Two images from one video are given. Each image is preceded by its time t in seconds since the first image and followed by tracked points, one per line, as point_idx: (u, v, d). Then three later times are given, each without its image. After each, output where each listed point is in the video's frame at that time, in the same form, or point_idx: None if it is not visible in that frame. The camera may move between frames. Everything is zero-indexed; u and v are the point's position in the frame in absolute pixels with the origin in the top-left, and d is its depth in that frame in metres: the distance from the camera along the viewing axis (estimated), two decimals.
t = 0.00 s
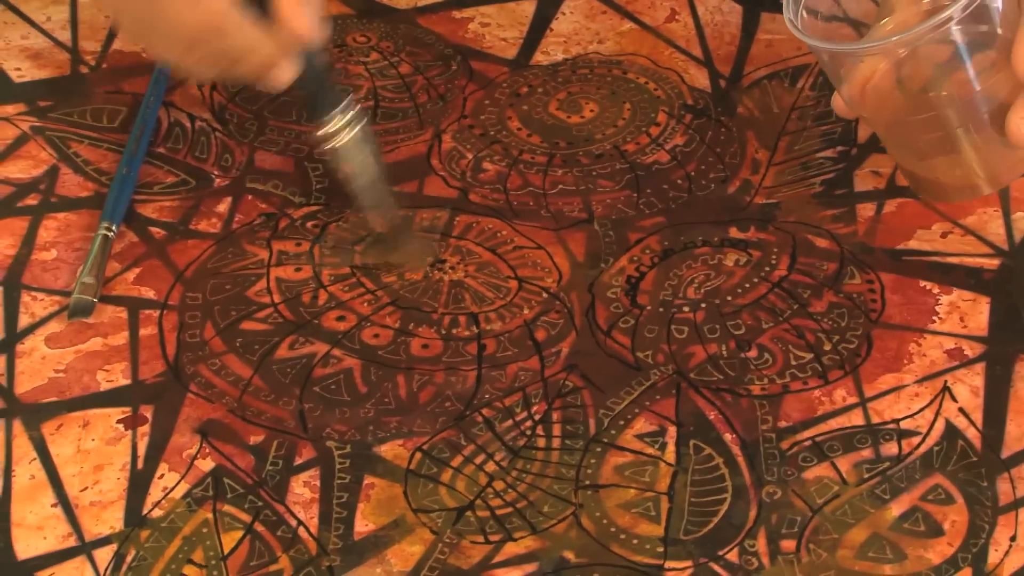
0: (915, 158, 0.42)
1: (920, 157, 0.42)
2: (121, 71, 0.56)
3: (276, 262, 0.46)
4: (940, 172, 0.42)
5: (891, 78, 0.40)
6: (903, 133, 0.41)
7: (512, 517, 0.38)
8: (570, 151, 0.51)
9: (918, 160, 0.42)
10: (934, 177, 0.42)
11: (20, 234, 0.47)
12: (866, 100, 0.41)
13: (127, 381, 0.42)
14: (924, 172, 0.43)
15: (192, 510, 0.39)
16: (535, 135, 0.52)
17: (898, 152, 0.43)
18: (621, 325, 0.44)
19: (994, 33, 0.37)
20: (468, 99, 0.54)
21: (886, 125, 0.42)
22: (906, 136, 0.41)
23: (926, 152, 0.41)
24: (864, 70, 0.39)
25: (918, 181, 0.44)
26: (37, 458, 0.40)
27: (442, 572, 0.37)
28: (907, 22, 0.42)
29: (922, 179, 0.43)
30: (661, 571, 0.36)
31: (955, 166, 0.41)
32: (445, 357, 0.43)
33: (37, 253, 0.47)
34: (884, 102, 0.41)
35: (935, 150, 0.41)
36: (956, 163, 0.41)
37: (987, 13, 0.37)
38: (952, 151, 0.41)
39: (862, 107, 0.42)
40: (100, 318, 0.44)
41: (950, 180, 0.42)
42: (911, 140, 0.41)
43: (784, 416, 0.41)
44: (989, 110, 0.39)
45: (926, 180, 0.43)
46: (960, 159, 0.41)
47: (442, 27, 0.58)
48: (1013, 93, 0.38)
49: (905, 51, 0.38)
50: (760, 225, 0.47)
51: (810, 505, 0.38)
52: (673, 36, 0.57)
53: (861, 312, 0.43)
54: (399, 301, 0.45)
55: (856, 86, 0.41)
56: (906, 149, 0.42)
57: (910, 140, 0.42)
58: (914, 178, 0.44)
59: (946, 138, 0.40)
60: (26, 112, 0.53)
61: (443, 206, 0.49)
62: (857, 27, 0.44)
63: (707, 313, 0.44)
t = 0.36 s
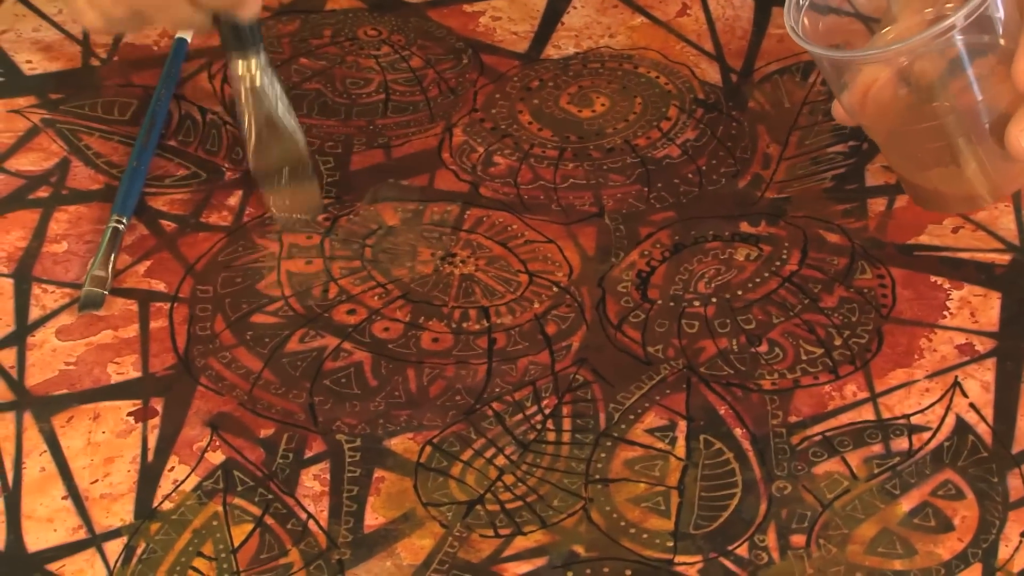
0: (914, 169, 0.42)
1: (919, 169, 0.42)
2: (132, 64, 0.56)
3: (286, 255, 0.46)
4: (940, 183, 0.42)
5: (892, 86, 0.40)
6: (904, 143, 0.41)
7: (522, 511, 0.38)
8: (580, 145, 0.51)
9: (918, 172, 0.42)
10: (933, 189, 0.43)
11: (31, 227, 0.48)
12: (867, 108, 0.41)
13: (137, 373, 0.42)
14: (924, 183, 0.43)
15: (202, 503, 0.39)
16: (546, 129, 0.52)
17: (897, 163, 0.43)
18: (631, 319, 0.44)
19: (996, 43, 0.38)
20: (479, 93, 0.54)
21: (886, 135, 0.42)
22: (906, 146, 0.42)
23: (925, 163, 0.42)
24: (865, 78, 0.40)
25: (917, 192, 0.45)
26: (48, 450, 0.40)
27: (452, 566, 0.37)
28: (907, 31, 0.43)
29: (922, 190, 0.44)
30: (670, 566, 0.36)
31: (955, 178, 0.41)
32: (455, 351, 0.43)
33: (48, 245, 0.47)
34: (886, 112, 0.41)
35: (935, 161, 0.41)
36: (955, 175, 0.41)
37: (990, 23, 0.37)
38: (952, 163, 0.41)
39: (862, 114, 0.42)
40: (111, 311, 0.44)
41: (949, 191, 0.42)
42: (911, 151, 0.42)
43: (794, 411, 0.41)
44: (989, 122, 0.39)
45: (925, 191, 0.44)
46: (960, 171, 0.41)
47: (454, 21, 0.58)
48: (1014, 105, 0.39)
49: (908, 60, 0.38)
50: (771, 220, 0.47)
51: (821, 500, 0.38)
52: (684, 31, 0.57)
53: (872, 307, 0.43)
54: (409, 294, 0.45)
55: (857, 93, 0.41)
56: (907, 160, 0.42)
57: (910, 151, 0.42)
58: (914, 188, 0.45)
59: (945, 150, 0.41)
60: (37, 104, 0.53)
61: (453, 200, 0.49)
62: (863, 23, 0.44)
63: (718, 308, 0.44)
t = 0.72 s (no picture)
0: (920, 177, 0.42)
1: (925, 176, 0.42)
2: (137, 59, 0.56)
3: (290, 251, 0.46)
4: (946, 191, 0.42)
5: (899, 91, 0.40)
6: (910, 150, 0.41)
7: (526, 507, 0.38)
8: (585, 142, 0.51)
9: (924, 179, 0.42)
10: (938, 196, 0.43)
11: (36, 223, 0.48)
12: (873, 114, 0.41)
13: (141, 369, 0.42)
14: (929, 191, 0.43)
15: (206, 499, 0.39)
16: (550, 125, 0.52)
17: (903, 170, 0.43)
18: (635, 315, 0.44)
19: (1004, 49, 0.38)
20: (484, 89, 0.54)
21: (892, 141, 0.42)
22: (912, 153, 0.42)
23: (932, 171, 0.42)
24: (872, 82, 0.40)
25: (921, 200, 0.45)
26: (52, 445, 0.40)
27: (456, 562, 0.37)
28: (912, 36, 0.42)
29: (927, 198, 0.44)
30: (674, 562, 0.36)
31: (961, 186, 0.41)
32: (459, 347, 0.43)
33: (52, 241, 0.47)
34: (892, 118, 0.41)
35: (941, 168, 0.41)
36: (961, 182, 0.41)
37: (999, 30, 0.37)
38: (958, 170, 0.41)
39: (867, 121, 0.42)
40: (115, 306, 0.44)
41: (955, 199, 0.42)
42: (918, 157, 0.42)
43: (798, 407, 0.41)
44: (997, 128, 0.39)
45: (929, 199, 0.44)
46: (965, 178, 0.41)
47: (458, 17, 0.58)
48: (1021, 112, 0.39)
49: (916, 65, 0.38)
50: (776, 216, 0.47)
51: (824, 497, 0.38)
52: (689, 27, 0.57)
53: (876, 304, 0.43)
54: (413, 290, 0.45)
55: (864, 98, 0.41)
56: (912, 167, 0.42)
57: (916, 158, 0.42)
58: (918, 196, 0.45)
59: (952, 157, 0.41)
60: (42, 100, 0.53)
61: (458, 196, 0.49)
62: (868, 18, 0.44)
63: (722, 304, 0.44)
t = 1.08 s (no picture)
0: (929, 154, 0.45)
1: (935, 153, 0.44)
2: (146, 55, 0.56)
3: (300, 248, 0.46)
4: (955, 169, 0.44)
5: (909, 71, 0.43)
6: (920, 127, 0.44)
7: (535, 504, 0.38)
8: (594, 139, 0.51)
9: (933, 157, 0.44)
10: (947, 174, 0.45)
11: (46, 218, 0.48)
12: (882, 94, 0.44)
13: (150, 365, 0.42)
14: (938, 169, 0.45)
15: (215, 495, 0.39)
16: (560, 122, 0.52)
17: (913, 148, 0.45)
18: (644, 313, 0.44)
19: (1011, 28, 0.40)
20: (493, 86, 0.54)
21: (902, 120, 0.44)
22: (922, 131, 0.44)
23: (941, 148, 0.44)
24: (882, 62, 0.42)
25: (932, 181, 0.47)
26: (61, 441, 0.40)
27: (465, 559, 0.37)
28: (923, 15, 0.43)
29: (936, 177, 0.46)
30: (682, 560, 0.37)
31: (969, 163, 0.44)
32: (467, 344, 0.43)
33: (61, 237, 0.47)
34: (902, 97, 0.43)
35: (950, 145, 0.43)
36: (969, 159, 0.43)
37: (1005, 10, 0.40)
38: (966, 148, 0.43)
39: (877, 101, 0.45)
40: (124, 303, 0.44)
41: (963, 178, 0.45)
42: (927, 136, 0.44)
43: (807, 405, 0.41)
44: (1005, 107, 0.41)
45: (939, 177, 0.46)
46: (974, 155, 0.43)
47: (467, 13, 0.58)
48: None
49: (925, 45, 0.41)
50: (785, 214, 0.47)
51: (833, 495, 0.38)
52: (698, 24, 0.57)
53: (886, 302, 0.43)
54: (422, 288, 0.45)
55: (874, 78, 0.43)
56: (921, 145, 0.44)
57: (926, 135, 0.44)
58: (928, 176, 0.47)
59: (961, 134, 0.43)
60: (51, 96, 0.53)
61: (468, 193, 0.49)
62: (878, 17, 0.44)
63: (731, 302, 0.44)
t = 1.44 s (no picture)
0: (931, 151, 0.43)
1: (935, 150, 0.43)
2: (158, 54, 0.56)
3: (310, 247, 0.46)
4: (955, 165, 0.43)
5: (910, 68, 0.41)
6: (921, 124, 0.42)
7: (545, 504, 0.38)
8: (606, 138, 0.51)
9: (934, 154, 0.43)
10: (947, 169, 0.44)
11: (57, 216, 0.48)
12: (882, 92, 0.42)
13: (161, 364, 0.42)
14: (940, 165, 0.44)
15: (225, 494, 0.39)
16: (571, 122, 0.52)
17: (913, 144, 0.44)
18: (655, 312, 0.44)
19: (1013, 25, 0.40)
20: (504, 85, 0.54)
21: (901, 117, 0.43)
22: (922, 128, 0.43)
23: (942, 145, 0.43)
24: (883, 57, 0.41)
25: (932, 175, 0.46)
26: (72, 440, 0.40)
27: (475, 558, 0.37)
28: (926, 12, 0.42)
29: (936, 175, 0.45)
30: (693, 559, 0.36)
31: (970, 160, 0.42)
32: (479, 343, 0.43)
33: (73, 235, 0.47)
34: (902, 93, 0.42)
35: (950, 143, 0.42)
36: (969, 157, 0.42)
37: (1008, 6, 0.39)
38: (967, 146, 0.42)
39: (878, 97, 0.43)
40: (135, 302, 0.44)
41: (963, 174, 0.44)
42: (928, 134, 0.43)
43: (818, 405, 0.40)
44: (1006, 105, 0.40)
45: (938, 172, 0.45)
46: (976, 154, 0.42)
47: (479, 12, 0.58)
48: None
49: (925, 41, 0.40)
50: (796, 214, 0.47)
51: (844, 495, 0.38)
52: (710, 24, 0.57)
53: (897, 303, 0.43)
54: (433, 287, 0.45)
55: (874, 75, 0.42)
56: (922, 141, 0.43)
57: (926, 133, 0.43)
58: (929, 171, 0.45)
59: (962, 132, 0.41)
60: (63, 94, 0.53)
61: (479, 192, 0.49)
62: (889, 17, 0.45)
63: (742, 302, 0.44)
